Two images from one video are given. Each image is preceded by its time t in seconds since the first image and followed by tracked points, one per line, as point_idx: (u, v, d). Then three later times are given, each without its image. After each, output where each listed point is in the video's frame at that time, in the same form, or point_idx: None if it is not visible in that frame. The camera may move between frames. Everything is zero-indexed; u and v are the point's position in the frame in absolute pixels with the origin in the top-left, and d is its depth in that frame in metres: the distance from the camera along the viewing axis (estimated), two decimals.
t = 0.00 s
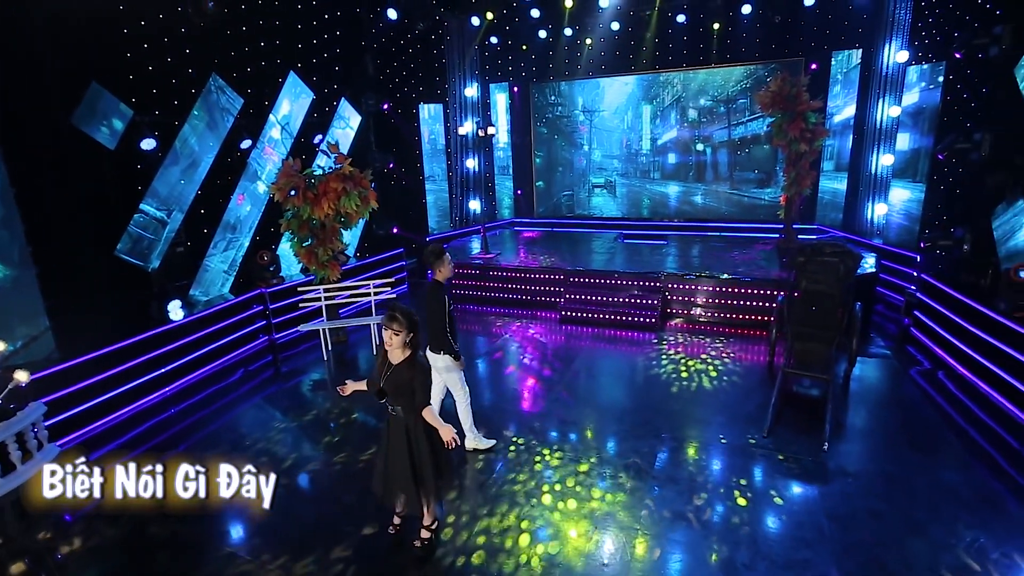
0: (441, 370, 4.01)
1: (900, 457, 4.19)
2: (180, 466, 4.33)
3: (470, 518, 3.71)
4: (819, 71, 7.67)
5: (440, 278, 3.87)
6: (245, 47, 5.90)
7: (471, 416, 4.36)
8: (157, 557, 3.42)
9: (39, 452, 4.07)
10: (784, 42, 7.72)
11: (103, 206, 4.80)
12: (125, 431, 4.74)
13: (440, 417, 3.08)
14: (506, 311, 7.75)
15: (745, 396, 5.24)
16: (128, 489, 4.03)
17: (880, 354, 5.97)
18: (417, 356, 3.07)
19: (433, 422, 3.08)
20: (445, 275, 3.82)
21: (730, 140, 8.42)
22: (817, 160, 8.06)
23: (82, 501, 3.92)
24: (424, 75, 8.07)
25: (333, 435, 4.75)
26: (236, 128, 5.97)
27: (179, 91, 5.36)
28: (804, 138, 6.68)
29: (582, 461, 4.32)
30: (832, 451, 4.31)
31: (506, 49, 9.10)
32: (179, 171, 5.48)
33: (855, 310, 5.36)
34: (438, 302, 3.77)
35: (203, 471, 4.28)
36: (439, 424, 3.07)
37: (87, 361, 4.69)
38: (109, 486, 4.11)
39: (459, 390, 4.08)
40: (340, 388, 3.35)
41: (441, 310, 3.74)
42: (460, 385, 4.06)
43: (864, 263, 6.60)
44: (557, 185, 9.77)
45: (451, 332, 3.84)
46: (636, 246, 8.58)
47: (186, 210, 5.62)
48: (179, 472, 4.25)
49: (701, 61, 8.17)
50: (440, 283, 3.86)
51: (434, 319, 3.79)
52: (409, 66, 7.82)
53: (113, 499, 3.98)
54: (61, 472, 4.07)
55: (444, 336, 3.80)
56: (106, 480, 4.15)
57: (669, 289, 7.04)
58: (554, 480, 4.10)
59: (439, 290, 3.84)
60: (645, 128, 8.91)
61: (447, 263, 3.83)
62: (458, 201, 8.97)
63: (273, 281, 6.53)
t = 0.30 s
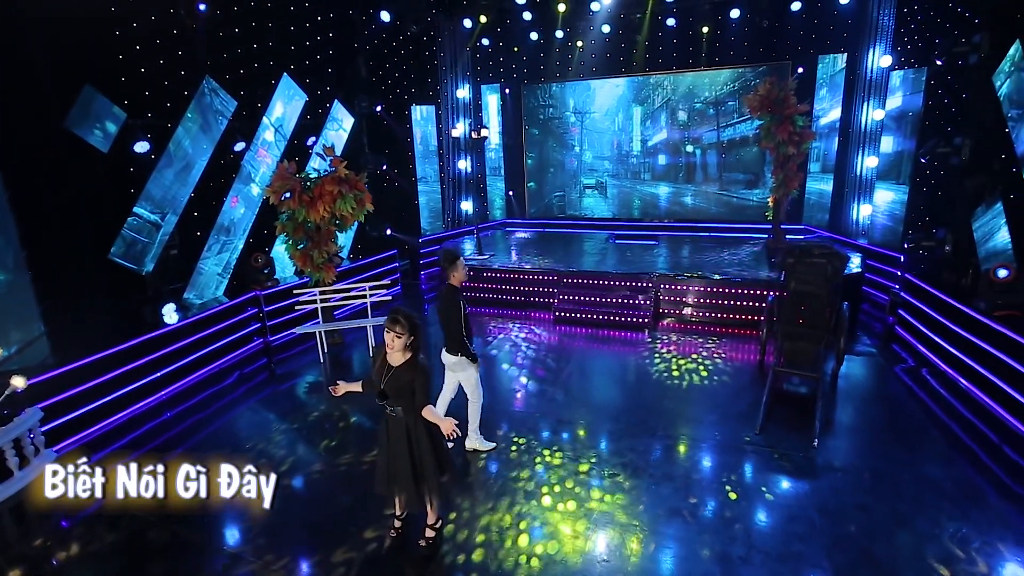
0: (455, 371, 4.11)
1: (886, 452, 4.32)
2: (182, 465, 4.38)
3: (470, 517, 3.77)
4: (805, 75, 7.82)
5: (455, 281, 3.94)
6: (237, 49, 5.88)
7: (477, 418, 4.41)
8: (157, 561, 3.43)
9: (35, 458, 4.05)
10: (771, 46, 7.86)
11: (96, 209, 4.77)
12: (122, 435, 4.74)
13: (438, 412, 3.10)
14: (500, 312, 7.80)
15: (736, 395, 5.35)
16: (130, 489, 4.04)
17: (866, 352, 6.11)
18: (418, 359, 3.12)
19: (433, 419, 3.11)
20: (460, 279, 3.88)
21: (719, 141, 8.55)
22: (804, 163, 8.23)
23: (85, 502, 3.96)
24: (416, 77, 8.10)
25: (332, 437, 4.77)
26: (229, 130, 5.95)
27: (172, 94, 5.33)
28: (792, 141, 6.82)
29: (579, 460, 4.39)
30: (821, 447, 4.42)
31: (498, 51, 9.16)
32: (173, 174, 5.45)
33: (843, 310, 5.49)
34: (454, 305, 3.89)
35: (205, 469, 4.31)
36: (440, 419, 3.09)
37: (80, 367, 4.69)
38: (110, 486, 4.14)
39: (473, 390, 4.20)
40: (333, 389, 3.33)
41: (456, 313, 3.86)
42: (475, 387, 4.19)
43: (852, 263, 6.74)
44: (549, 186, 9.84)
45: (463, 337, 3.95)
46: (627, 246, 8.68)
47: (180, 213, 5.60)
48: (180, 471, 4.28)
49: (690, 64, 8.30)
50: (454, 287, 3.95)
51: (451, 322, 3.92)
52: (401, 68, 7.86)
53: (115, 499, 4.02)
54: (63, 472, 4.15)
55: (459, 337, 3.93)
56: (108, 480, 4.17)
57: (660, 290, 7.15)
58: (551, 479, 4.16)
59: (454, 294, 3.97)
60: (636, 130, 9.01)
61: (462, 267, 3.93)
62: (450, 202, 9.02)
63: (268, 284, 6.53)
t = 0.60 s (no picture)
0: (472, 378, 4.21)
1: (873, 447, 4.45)
2: (183, 464, 4.44)
3: (470, 515, 3.83)
4: (792, 78, 7.95)
5: (467, 286, 3.98)
6: (231, 51, 5.87)
7: (478, 419, 4.48)
8: (159, 563, 3.44)
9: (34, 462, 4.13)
10: (760, 49, 8.00)
11: (91, 212, 4.74)
12: (118, 440, 4.72)
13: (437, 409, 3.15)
14: (494, 313, 7.85)
15: (728, 394, 5.46)
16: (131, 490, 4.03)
17: (852, 350, 6.26)
18: (417, 359, 3.16)
19: (433, 417, 3.15)
20: (473, 282, 3.91)
21: (709, 143, 8.67)
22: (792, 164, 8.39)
23: (87, 501, 3.98)
24: (409, 79, 8.15)
25: (330, 438, 4.80)
26: (224, 133, 5.98)
27: (165, 96, 5.31)
28: (781, 144, 6.95)
29: (576, 459, 4.46)
30: (811, 443, 4.54)
31: (490, 52, 9.22)
32: (167, 176, 5.45)
33: (830, 309, 5.63)
34: (464, 308, 3.96)
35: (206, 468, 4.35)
36: (439, 415, 3.14)
37: (77, 372, 4.66)
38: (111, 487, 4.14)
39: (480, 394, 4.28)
40: (327, 388, 3.31)
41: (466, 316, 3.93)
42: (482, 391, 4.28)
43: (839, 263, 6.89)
44: (541, 187, 9.91)
45: (471, 344, 4.01)
46: (618, 247, 8.77)
47: (174, 216, 5.60)
48: (180, 471, 4.31)
49: (680, 67, 8.41)
50: (466, 291, 3.99)
51: (462, 325, 3.99)
52: (394, 69, 7.90)
53: (117, 500, 4.01)
54: (65, 472, 4.16)
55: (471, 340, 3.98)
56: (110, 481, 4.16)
57: (653, 290, 7.25)
58: (549, 477, 4.24)
59: (465, 298, 4.01)
60: (627, 131, 9.11)
61: (474, 271, 3.94)
62: (443, 204, 9.08)
63: (263, 286, 6.54)
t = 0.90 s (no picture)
0: (471, 378, 4.29)
1: (860, 443, 4.58)
2: (184, 464, 4.48)
3: (470, 514, 3.88)
4: (780, 81, 8.08)
5: (472, 290, 4.04)
6: (225, 53, 5.86)
7: (478, 418, 4.54)
8: (161, 565, 3.45)
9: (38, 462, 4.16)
10: (749, 53, 8.12)
11: (85, 214, 4.71)
12: (117, 443, 4.71)
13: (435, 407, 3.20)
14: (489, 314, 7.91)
15: (721, 392, 5.57)
16: (132, 489, 4.07)
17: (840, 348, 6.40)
18: (418, 359, 3.22)
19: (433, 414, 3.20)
20: (478, 286, 3.97)
21: (699, 144, 8.79)
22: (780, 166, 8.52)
23: (89, 501, 4.00)
24: (402, 80, 8.15)
25: (328, 439, 4.83)
26: (219, 136, 5.97)
27: (159, 98, 5.29)
28: (770, 146, 7.07)
29: (573, 458, 4.53)
30: (801, 440, 4.65)
31: (482, 53, 9.29)
32: (162, 179, 5.44)
33: (818, 309, 5.75)
34: (468, 313, 4.00)
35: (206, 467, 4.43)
36: (439, 413, 3.17)
37: (77, 376, 4.64)
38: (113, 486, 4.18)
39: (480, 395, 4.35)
40: (327, 388, 3.31)
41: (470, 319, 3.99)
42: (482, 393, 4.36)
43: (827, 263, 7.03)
44: (533, 188, 9.97)
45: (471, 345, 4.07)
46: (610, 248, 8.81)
47: (169, 219, 5.60)
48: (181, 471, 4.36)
49: (671, 69, 8.54)
50: (471, 295, 4.04)
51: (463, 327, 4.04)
52: (387, 72, 7.89)
53: (117, 500, 4.03)
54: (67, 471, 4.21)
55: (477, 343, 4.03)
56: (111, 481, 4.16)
57: (646, 290, 7.35)
58: (547, 475, 4.31)
59: (472, 302, 4.07)
60: (619, 133, 9.19)
61: (480, 274, 4.00)
62: (436, 205, 9.12)
63: (259, 288, 6.53)
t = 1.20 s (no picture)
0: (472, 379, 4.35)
1: (849, 439, 4.70)
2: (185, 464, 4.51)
3: (471, 513, 3.94)
4: (769, 85, 8.22)
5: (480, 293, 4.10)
6: (219, 55, 5.85)
7: (478, 419, 4.58)
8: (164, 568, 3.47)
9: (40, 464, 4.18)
10: (738, 56, 8.24)
11: (82, 218, 4.70)
12: (115, 447, 4.71)
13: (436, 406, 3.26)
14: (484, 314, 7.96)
15: (714, 390, 5.69)
16: (133, 489, 4.11)
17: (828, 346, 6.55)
18: (419, 361, 3.28)
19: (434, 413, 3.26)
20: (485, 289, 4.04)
21: (690, 146, 8.90)
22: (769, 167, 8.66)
23: (91, 500, 4.05)
24: (395, 82, 8.21)
25: (327, 440, 4.86)
26: (214, 138, 5.96)
27: (154, 101, 5.27)
28: (759, 149, 7.20)
29: (571, 456, 4.61)
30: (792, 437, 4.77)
31: (475, 55, 9.36)
32: (158, 182, 5.43)
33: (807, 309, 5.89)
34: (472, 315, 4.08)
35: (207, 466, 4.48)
36: (440, 411, 3.22)
37: (74, 380, 4.65)
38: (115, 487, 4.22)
39: (482, 396, 4.41)
40: (327, 392, 3.33)
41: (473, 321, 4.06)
42: (484, 395, 4.42)
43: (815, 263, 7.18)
44: (526, 189, 10.03)
45: (471, 346, 4.15)
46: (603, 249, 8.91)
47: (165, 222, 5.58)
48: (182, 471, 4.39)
49: (661, 72, 8.67)
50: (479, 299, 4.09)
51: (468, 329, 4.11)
52: (380, 73, 7.96)
53: (119, 500, 4.08)
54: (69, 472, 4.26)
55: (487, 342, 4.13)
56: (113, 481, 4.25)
57: (640, 291, 7.44)
58: (545, 473, 4.39)
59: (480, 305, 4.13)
60: (610, 135, 9.29)
61: (487, 277, 4.07)
62: (430, 207, 9.06)
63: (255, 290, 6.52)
